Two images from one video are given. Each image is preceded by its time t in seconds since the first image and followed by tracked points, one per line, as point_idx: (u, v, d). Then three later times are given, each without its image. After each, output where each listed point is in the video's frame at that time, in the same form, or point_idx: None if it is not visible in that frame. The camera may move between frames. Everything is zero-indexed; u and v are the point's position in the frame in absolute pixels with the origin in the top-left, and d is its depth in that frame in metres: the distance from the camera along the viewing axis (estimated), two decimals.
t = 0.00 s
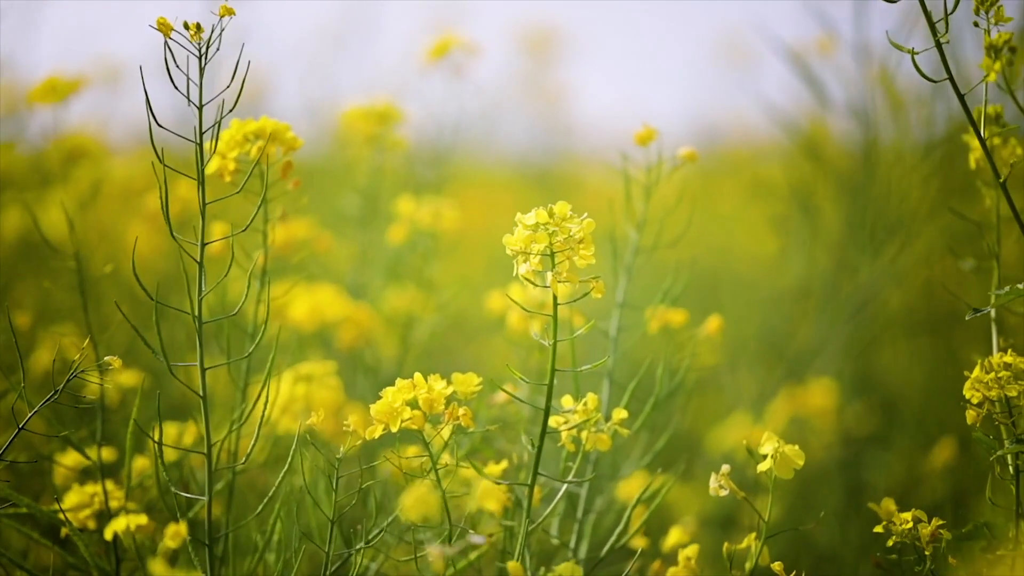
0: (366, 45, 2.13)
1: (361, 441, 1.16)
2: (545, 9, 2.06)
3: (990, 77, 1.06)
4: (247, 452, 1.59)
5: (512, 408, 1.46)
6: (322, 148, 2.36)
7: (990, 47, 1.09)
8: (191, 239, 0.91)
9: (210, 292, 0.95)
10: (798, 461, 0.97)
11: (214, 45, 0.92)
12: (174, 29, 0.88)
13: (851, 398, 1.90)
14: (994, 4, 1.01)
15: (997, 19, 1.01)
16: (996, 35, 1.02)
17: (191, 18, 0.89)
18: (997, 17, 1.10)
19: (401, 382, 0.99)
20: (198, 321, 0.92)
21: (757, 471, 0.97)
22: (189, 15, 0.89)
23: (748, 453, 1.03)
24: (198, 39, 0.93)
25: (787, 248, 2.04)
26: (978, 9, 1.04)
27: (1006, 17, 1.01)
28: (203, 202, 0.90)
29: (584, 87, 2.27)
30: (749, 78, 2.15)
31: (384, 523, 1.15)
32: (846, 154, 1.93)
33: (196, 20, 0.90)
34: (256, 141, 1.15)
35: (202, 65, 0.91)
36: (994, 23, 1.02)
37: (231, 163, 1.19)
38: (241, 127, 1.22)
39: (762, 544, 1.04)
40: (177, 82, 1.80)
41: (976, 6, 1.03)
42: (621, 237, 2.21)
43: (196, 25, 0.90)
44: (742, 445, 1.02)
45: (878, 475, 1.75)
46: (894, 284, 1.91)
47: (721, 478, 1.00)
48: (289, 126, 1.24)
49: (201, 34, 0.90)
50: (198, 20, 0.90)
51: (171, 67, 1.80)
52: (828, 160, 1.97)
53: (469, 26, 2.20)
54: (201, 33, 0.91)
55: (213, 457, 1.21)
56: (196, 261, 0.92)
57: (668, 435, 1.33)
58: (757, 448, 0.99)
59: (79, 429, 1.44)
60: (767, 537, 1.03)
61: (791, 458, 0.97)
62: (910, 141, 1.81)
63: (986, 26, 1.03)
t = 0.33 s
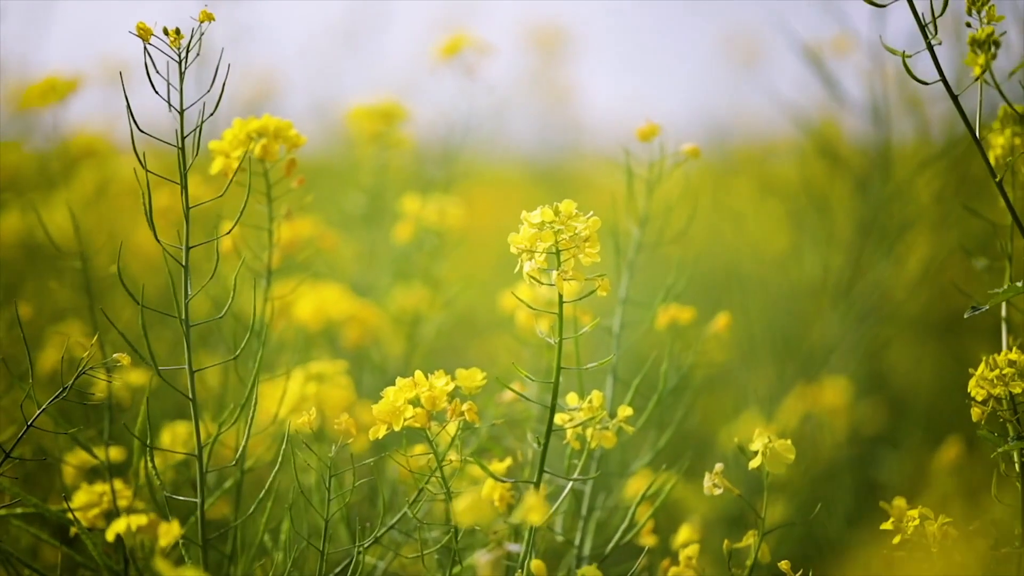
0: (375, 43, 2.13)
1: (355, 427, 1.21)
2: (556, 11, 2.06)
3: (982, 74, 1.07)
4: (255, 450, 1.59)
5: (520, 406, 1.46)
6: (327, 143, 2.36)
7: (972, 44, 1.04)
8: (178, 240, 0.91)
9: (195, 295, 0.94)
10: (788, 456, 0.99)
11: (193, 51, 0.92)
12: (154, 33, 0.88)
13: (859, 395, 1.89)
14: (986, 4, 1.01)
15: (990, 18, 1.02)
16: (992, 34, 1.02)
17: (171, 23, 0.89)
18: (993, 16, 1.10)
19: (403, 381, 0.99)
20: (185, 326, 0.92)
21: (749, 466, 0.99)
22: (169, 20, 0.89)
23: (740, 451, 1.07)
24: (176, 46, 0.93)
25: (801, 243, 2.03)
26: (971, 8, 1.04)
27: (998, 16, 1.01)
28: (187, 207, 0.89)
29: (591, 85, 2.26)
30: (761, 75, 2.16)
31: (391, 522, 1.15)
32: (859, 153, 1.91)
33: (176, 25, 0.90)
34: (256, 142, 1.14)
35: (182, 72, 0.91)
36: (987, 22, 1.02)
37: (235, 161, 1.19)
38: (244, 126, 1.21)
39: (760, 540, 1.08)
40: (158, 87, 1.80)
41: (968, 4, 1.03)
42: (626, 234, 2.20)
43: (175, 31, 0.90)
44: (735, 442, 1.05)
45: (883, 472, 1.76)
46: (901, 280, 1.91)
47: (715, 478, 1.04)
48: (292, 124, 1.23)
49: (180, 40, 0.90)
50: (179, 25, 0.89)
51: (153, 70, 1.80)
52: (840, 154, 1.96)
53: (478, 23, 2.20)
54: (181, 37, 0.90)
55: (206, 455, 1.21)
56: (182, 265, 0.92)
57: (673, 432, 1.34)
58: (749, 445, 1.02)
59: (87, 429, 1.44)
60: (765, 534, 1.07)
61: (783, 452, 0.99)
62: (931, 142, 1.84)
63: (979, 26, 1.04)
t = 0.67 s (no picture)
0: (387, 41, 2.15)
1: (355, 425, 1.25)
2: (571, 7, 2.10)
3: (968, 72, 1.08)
4: (265, 449, 1.59)
5: (528, 405, 1.47)
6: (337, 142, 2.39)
7: (958, 43, 1.04)
8: (162, 240, 0.90)
9: (182, 295, 0.94)
10: (791, 452, 0.99)
11: (166, 50, 0.91)
12: (124, 36, 0.88)
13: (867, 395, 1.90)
14: (974, 4, 1.02)
15: (979, 17, 1.03)
16: (980, 32, 1.03)
17: (141, 24, 0.89)
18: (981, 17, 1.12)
19: (409, 381, 1.00)
20: (171, 325, 0.90)
21: (753, 463, 0.99)
22: (139, 21, 0.89)
23: (745, 450, 1.06)
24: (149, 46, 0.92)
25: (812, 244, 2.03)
26: (959, 9, 1.05)
27: (986, 15, 1.02)
28: (167, 205, 0.89)
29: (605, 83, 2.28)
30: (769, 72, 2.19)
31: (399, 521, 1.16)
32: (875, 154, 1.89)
33: (145, 25, 0.89)
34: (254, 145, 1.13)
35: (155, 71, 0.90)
36: (977, 21, 1.03)
37: (251, 160, 1.19)
38: (261, 124, 1.22)
39: (768, 539, 1.08)
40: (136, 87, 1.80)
41: (957, 5, 1.04)
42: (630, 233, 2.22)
43: (146, 31, 0.89)
44: (740, 438, 1.05)
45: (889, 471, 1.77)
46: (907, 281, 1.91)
47: (720, 476, 1.03)
48: (309, 124, 1.24)
49: (152, 39, 0.90)
50: (148, 26, 0.90)
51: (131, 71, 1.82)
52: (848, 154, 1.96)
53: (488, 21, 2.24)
54: (151, 38, 0.90)
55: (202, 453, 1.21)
56: (167, 266, 0.92)
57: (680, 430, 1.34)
58: (753, 443, 1.02)
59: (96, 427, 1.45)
60: (772, 532, 1.07)
61: (787, 449, 0.99)
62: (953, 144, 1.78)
63: (969, 26, 1.05)
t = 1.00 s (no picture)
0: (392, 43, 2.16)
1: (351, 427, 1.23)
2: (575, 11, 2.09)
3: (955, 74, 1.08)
4: (271, 447, 1.60)
5: (534, 404, 1.47)
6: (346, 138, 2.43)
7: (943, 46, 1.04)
8: (158, 236, 0.90)
9: (181, 291, 0.94)
10: (806, 454, 0.99)
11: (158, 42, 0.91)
12: (118, 30, 0.88)
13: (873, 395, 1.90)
14: (966, 4, 1.01)
15: (969, 17, 1.02)
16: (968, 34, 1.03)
17: (135, 18, 0.89)
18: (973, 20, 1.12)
19: (422, 382, 0.99)
20: (169, 321, 0.91)
21: (767, 463, 0.99)
22: (133, 15, 0.89)
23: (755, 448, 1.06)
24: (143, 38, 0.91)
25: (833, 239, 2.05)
26: (951, 9, 1.05)
27: (977, 15, 1.02)
28: (163, 202, 0.88)
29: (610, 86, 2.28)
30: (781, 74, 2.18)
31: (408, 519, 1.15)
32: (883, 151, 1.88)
33: (139, 19, 0.89)
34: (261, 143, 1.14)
35: (148, 65, 0.90)
36: (966, 22, 1.03)
37: (259, 160, 1.21)
38: (269, 123, 1.22)
39: (776, 538, 1.07)
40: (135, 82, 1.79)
41: (947, 5, 1.03)
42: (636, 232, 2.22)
43: (139, 24, 0.89)
44: (753, 438, 1.05)
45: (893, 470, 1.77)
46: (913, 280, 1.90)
47: (734, 476, 1.03)
48: (318, 123, 1.23)
49: (144, 32, 0.89)
50: (142, 20, 0.89)
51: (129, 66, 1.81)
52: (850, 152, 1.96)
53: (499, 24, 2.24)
54: (145, 32, 0.90)
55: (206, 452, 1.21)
56: (164, 261, 0.91)
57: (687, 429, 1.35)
58: (767, 443, 1.02)
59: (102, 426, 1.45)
60: (781, 532, 1.07)
61: (801, 450, 0.99)
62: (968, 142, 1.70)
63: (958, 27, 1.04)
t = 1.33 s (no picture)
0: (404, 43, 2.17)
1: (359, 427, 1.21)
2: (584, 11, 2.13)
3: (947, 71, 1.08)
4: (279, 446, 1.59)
5: (543, 403, 1.48)
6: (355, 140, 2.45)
7: (933, 43, 1.03)
8: (171, 230, 0.89)
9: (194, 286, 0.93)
10: (826, 455, 1.00)
11: (173, 32, 0.91)
12: (134, 21, 0.87)
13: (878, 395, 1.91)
14: (954, 1, 1.01)
15: (959, 14, 1.01)
16: (956, 31, 1.02)
17: (151, 9, 0.88)
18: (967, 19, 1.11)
19: (435, 382, 0.99)
20: (181, 316, 0.90)
21: (786, 464, 1.00)
22: (149, 6, 0.88)
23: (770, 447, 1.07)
24: (157, 27, 0.90)
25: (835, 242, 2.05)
26: (940, 7, 1.04)
27: (966, 12, 1.01)
28: (178, 195, 0.87)
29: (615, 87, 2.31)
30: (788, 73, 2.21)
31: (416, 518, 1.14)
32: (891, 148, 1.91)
33: (155, 8, 0.88)
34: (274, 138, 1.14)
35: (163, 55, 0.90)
36: (955, 20, 1.02)
37: (266, 160, 1.20)
38: (275, 122, 1.22)
39: (788, 538, 1.07)
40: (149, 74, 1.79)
41: (936, 3, 1.03)
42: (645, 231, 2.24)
43: (154, 13, 0.88)
44: (769, 439, 1.05)
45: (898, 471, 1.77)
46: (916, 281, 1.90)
47: (750, 473, 1.04)
48: (325, 121, 1.23)
49: (159, 22, 0.88)
50: (158, 10, 0.89)
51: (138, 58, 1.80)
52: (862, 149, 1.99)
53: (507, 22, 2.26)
54: (161, 22, 0.89)
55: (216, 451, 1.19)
56: (177, 256, 0.90)
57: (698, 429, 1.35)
58: (785, 443, 1.02)
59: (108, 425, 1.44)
60: (792, 532, 1.07)
61: (820, 452, 1.00)
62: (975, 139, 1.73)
63: (948, 24, 1.03)
